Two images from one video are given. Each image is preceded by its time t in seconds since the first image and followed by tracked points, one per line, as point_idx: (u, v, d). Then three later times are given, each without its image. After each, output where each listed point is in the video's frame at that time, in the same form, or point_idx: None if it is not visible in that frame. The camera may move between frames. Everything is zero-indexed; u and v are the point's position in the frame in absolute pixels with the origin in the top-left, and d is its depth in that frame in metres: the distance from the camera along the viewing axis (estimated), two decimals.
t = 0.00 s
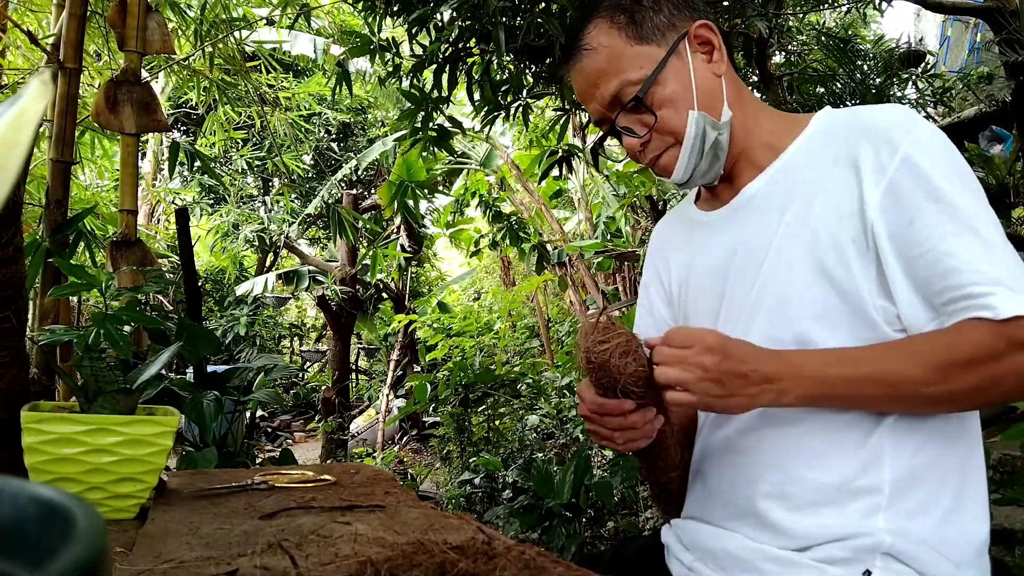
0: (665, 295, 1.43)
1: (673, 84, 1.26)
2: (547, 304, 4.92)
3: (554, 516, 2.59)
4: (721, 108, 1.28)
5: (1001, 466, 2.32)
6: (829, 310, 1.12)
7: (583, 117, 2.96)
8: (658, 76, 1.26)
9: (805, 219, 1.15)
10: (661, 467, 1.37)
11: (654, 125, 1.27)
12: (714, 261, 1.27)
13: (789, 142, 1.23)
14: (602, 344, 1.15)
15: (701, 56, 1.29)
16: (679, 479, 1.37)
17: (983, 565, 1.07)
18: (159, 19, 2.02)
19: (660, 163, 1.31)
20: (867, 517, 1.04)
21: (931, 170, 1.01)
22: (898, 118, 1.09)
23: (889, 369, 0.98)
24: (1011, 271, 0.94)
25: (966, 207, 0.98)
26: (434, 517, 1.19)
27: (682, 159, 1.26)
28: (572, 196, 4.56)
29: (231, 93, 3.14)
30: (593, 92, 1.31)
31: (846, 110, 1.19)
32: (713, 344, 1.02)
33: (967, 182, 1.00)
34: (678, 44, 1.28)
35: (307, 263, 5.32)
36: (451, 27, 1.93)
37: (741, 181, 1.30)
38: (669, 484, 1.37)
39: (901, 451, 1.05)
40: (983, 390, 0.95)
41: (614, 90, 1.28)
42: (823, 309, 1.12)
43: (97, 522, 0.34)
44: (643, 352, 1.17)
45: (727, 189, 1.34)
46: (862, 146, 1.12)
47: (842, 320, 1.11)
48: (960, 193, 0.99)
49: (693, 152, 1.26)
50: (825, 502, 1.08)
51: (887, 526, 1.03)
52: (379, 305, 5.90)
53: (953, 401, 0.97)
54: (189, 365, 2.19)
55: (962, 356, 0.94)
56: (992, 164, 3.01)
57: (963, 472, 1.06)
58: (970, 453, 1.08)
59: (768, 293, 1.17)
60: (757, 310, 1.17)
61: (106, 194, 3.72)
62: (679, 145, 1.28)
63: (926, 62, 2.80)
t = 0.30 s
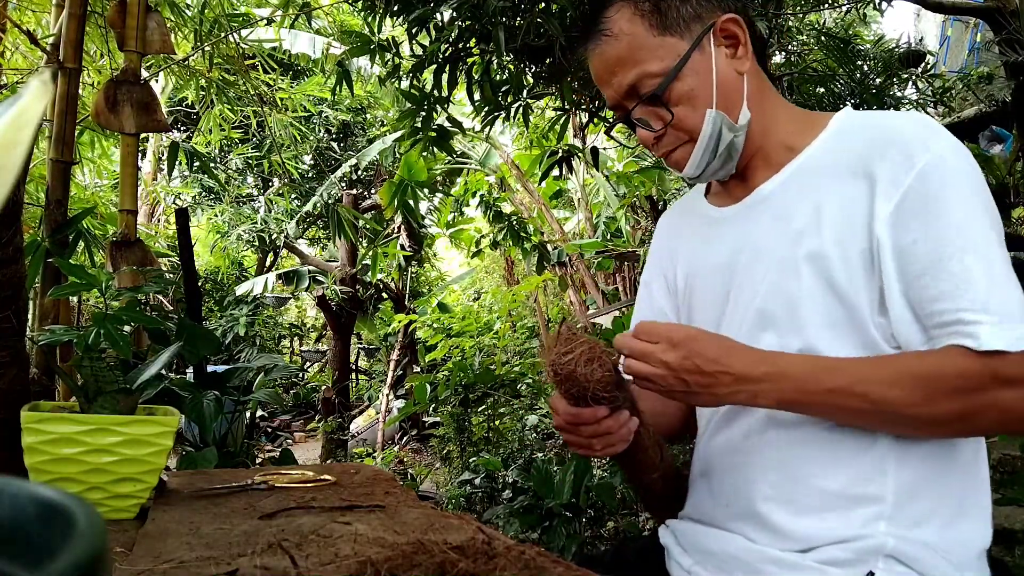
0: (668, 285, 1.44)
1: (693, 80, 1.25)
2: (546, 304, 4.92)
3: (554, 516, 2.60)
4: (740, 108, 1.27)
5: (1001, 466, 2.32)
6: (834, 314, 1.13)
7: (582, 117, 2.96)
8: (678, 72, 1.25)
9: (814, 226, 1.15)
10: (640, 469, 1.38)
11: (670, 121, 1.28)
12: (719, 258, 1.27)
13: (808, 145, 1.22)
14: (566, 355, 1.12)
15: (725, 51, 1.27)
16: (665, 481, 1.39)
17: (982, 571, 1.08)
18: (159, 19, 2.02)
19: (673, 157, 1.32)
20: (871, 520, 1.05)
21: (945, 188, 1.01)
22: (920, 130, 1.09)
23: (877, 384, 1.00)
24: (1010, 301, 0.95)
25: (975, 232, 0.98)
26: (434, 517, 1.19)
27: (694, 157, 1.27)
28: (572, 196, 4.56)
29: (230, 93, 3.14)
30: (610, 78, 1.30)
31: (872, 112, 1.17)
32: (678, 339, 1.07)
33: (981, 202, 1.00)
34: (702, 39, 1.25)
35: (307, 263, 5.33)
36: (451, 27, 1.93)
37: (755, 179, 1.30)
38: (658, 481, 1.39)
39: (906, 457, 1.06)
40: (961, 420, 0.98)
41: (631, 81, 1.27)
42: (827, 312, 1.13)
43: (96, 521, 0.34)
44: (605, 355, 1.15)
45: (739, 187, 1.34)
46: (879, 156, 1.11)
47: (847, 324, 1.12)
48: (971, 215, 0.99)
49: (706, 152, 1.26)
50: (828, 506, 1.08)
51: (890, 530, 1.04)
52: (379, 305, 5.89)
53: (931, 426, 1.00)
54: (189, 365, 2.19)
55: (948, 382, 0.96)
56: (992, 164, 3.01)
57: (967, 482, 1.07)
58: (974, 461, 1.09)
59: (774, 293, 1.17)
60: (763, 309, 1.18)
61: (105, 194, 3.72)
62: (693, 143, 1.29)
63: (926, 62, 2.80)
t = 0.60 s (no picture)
0: (672, 283, 1.44)
1: (700, 78, 1.25)
2: (546, 303, 4.92)
3: (554, 516, 2.61)
4: (747, 106, 1.27)
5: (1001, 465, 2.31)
6: (837, 315, 1.13)
7: (582, 117, 2.96)
8: (685, 69, 1.24)
9: (819, 228, 1.15)
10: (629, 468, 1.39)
11: (675, 118, 1.28)
12: (721, 258, 1.28)
13: (816, 143, 1.22)
14: (541, 356, 1.13)
15: (734, 48, 1.26)
16: (653, 479, 1.40)
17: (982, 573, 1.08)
18: (159, 19, 2.02)
19: (678, 154, 1.33)
20: (870, 522, 1.05)
21: (952, 193, 1.02)
22: (928, 133, 1.08)
23: (877, 399, 0.99)
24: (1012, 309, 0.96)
25: (978, 241, 0.98)
26: (434, 517, 1.19)
27: (698, 154, 1.28)
28: (571, 196, 4.56)
29: (229, 93, 3.14)
30: (616, 73, 1.29)
31: (880, 112, 1.17)
32: (678, 379, 1.03)
33: (988, 208, 1.00)
34: (711, 36, 1.25)
35: (307, 263, 5.34)
36: (451, 27, 1.93)
37: (762, 176, 1.29)
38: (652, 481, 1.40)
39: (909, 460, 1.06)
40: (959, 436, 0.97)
41: (637, 77, 1.27)
42: (830, 314, 1.14)
43: (96, 521, 0.34)
44: (582, 355, 1.15)
45: (746, 184, 1.34)
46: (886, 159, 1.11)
47: (849, 325, 1.12)
48: (976, 222, 0.99)
49: (711, 149, 1.27)
50: (828, 508, 1.09)
51: (889, 532, 1.04)
52: (379, 305, 5.89)
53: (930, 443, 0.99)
54: (189, 365, 2.19)
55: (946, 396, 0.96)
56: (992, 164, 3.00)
57: (969, 487, 1.07)
58: (976, 466, 1.09)
59: (777, 294, 1.18)
60: (767, 309, 1.19)
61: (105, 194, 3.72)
62: (698, 140, 1.29)
63: (926, 62, 2.80)
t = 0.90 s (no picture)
0: (672, 281, 1.44)
1: (705, 71, 1.25)
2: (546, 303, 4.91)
3: (554, 516, 2.61)
4: (750, 103, 1.27)
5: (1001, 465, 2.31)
6: (835, 313, 1.13)
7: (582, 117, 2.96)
8: (691, 61, 1.24)
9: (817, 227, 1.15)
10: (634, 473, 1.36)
11: (679, 111, 1.28)
12: (721, 256, 1.28)
13: (817, 141, 1.22)
14: (546, 361, 1.12)
15: (739, 43, 1.27)
16: (654, 479, 1.40)
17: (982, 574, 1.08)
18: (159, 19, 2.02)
19: (679, 148, 1.33)
20: (870, 522, 1.05)
21: (950, 193, 1.01)
22: (928, 133, 1.08)
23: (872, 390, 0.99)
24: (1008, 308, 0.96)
25: (975, 239, 0.98)
26: (434, 517, 1.19)
27: (700, 148, 1.28)
28: (571, 196, 4.55)
29: (229, 93, 3.13)
30: (620, 64, 1.29)
31: (880, 112, 1.17)
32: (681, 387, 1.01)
33: (985, 207, 1.00)
34: (718, 29, 1.25)
35: (307, 263, 5.35)
36: (451, 27, 1.93)
37: (764, 174, 1.29)
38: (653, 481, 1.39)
39: (907, 461, 1.06)
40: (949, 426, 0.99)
41: (642, 68, 1.27)
42: (829, 312, 1.14)
43: (97, 522, 0.34)
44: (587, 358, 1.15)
45: (746, 182, 1.33)
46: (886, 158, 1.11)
47: (847, 324, 1.13)
48: (974, 220, 0.99)
49: (713, 144, 1.27)
50: (827, 508, 1.09)
51: (888, 532, 1.04)
52: (379, 304, 5.90)
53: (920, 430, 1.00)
54: (189, 365, 2.19)
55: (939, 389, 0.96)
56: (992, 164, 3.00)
57: (967, 486, 1.07)
58: (974, 465, 1.09)
59: (776, 292, 1.18)
60: (766, 307, 1.19)
61: (105, 194, 3.71)
62: (700, 134, 1.29)
63: (926, 62, 2.80)
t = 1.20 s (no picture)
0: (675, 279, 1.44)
1: (687, 83, 1.25)
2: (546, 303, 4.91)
3: (554, 516, 2.61)
4: (737, 110, 1.26)
5: (1002, 466, 2.30)
6: (836, 313, 1.13)
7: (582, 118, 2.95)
8: (671, 77, 1.25)
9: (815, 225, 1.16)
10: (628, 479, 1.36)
11: (666, 123, 1.30)
12: (721, 254, 1.28)
13: (813, 143, 1.22)
14: (535, 368, 1.12)
15: (722, 53, 1.25)
16: (653, 481, 1.40)
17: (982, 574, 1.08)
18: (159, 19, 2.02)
19: (673, 155, 1.35)
20: (870, 523, 1.05)
21: (939, 187, 1.01)
22: (927, 129, 1.06)
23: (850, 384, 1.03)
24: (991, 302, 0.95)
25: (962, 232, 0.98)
26: (434, 517, 1.19)
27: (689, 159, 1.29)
28: (571, 196, 4.55)
29: (228, 93, 3.13)
30: (610, 78, 1.31)
31: (881, 109, 1.16)
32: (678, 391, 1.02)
33: (979, 202, 0.99)
34: (699, 41, 1.24)
35: (307, 263, 5.35)
36: (451, 27, 1.93)
37: (763, 174, 1.28)
38: (650, 486, 1.39)
39: (907, 462, 1.06)
40: (936, 419, 0.99)
41: (628, 83, 1.28)
42: (828, 312, 1.14)
43: (96, 522, 0.34)
44: (578, 365, 1.14)
45: (747, 182, 1.33)
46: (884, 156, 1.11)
47: (847, 324, 1.12)
48: (962, 213, 0.98)
49: (701, 152, 1.28)
50: (827, 508, 1.09)
51: (888, 532, 1.04)
52: (379, 304, 5.89)
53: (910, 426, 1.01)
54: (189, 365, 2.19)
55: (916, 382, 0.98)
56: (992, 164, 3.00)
57: (967, 486, 1.07)
58: (974, 464, 1.09)
59: (776, 292, 1.18)
60: (766, 307, 1.19)
61: (105, 194, 3.71)
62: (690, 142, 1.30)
63: (926, 62, 2.80)
